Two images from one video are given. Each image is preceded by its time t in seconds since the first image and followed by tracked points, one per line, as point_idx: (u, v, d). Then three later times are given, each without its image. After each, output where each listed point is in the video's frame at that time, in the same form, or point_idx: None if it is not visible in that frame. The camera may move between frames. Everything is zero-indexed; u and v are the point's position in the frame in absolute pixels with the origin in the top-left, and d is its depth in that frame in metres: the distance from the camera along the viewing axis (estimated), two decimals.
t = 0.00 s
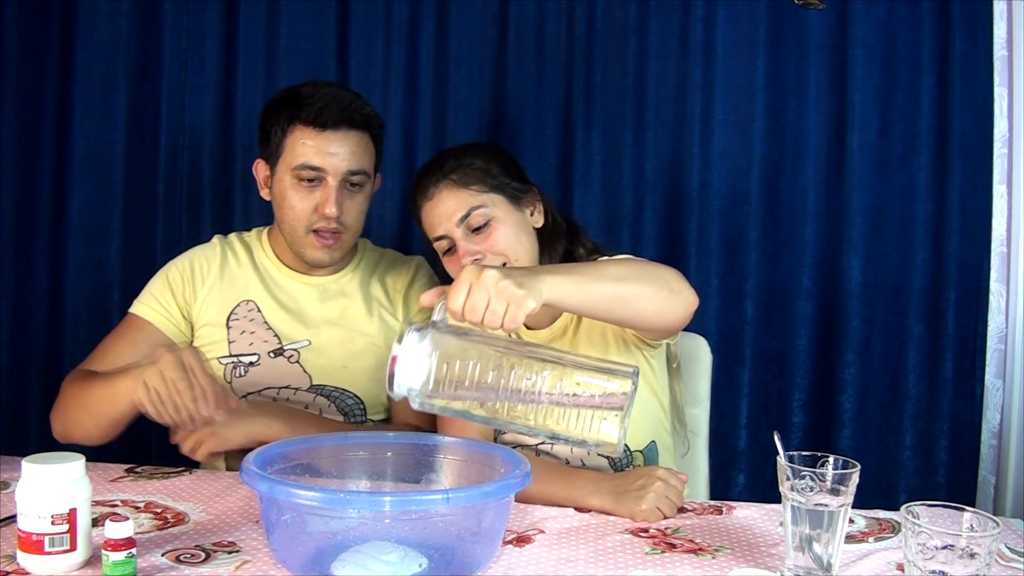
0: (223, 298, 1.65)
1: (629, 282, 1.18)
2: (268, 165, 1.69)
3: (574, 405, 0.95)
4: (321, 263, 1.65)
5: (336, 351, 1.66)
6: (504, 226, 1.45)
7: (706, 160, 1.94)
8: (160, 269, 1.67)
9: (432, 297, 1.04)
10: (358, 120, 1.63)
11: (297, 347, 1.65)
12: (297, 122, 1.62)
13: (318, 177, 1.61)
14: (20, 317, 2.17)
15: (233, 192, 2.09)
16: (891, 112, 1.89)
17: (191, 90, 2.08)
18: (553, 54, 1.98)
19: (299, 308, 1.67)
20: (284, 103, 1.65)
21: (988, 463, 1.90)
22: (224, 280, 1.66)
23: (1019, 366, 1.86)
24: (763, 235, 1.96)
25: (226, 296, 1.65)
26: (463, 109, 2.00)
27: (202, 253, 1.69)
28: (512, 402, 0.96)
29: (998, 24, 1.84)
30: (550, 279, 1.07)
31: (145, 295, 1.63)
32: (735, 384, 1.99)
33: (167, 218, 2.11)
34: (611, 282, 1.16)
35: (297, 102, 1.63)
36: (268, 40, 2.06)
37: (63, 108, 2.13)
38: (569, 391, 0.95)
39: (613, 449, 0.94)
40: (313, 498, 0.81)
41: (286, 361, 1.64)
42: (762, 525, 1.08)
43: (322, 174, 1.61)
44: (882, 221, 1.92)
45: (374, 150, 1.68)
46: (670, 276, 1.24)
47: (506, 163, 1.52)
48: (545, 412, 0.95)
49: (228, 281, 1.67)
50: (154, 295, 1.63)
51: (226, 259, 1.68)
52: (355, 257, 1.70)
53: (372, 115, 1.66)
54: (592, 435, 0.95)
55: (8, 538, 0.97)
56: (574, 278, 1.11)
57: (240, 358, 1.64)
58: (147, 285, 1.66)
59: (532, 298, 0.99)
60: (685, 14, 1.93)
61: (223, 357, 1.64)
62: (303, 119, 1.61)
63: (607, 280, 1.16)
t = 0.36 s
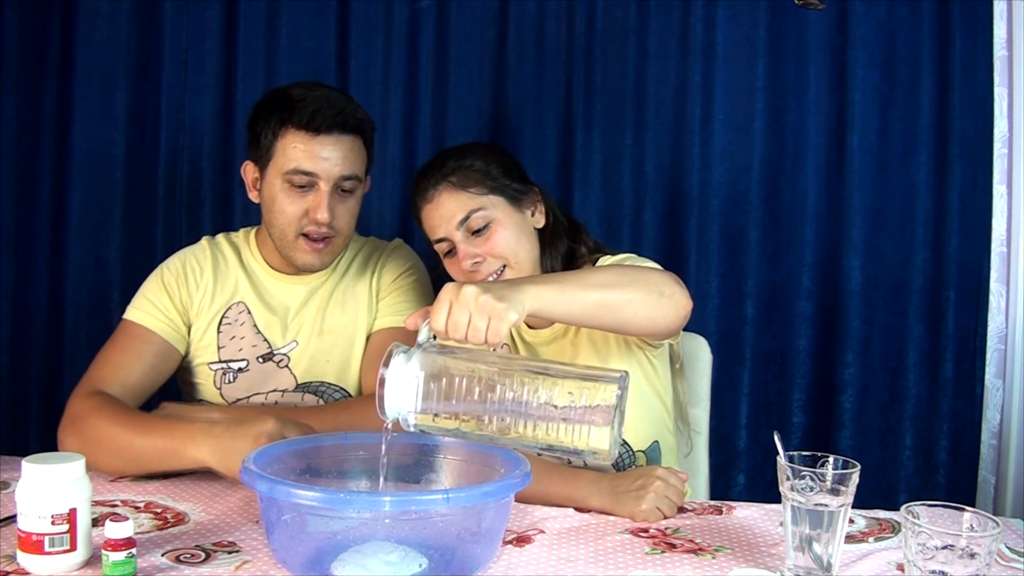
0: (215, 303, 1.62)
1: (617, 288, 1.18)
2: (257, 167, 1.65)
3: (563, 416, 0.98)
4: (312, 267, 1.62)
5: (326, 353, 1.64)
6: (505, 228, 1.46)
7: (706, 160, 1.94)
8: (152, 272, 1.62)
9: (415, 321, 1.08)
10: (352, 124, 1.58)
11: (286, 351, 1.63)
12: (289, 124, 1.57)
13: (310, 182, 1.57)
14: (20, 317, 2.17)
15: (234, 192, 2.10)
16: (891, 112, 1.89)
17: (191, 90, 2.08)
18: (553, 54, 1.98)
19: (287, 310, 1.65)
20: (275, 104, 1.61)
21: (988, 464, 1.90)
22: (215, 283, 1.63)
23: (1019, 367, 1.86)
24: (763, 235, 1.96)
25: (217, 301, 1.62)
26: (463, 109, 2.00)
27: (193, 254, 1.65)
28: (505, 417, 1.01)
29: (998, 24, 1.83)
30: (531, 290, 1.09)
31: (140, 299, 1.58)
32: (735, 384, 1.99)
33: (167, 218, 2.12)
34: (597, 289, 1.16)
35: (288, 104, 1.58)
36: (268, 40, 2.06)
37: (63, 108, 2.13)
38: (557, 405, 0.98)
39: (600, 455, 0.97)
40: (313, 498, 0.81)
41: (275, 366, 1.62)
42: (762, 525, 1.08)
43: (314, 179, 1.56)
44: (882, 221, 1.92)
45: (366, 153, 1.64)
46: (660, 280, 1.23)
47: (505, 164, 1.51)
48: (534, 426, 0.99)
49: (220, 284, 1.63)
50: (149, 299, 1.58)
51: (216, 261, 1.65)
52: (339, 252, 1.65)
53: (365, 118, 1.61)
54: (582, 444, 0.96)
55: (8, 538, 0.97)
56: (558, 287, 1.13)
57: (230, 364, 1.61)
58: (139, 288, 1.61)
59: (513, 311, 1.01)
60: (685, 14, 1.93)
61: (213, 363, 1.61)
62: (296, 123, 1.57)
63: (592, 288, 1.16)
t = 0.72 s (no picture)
0: (210, 315, 1.58)
1: (616, 293, 1.18)
2: (253, 176, 1.60)
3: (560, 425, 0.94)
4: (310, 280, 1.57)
5: (323, 366, 1.60)
6: (504, 230, 1.46)
7: (705, 160, 1.94)
8: (144, 281, 1.58)
9: (414, 328, 1.09)
10: (352, 133, 1.53)
11: (283, 364, 1.59)
12: (286, 134, 1.51)
13: (309, 194, 1.51)
14: (20, 317, 2.17)
15: (233, 193, 2.10)
16: (891, 112, 1.89)
17: (191, 91, 2.08)
18: (553, 54, 1.98)
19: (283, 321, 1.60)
20: (272, 111, 1.55)
21: (988, 463, 1.89)
22: (210, 294, 1.59)
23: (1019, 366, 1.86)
24: (763, 235, 1.96)
25: (212, 312, 1.58)
26: (463, 110, 2.00)
27: (187, 262, 1.60)
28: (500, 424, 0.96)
29: (998, 24, 1.83)
30: (530, 297, 1.09)
31: (131, 310, 1.54)
32: (735, 384, 1.99)
33: (167, 218, 2.12)
34: (597, 294, 1.17)
35: (286, 113, 1.53)
36: (268, 40, 2.06)
37: (63, 108, 2.13)
38: (554, 413, 0.94)
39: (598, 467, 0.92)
40: (313, 498, 0.81)
41: (273, 380, 1.59)
42: (762, 525, 1.08)
43: (313, 191, 1.51)
44: (882, 221, 1.92)
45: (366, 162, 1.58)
46: (660, 282, 1.23)
47: (505, 166, 1.51)
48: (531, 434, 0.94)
49: (216, 295, 1.59)
50: (142, 311, 1.54)
51: (212, 270, 1.61)
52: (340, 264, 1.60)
53: (365, 126, 1.56)
54: (581, 451, 0.92)
55: (8, 538, 0.97)
56: (556, 293, 1.13)
57: (226, 379, 1.58)
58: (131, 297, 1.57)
59: (511, 320, 1.01)
60: (685, 14, 1.93)
61: (210, 378, 1.58)
62: (293, 133, 1.51)
63: (592, 293, 1.16)
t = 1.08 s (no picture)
0: (213, 319, 1.58)
1: (623, 296, 1.18)
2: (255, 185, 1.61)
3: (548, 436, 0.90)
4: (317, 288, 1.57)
5: (327, 368, 1.60)
6: (504, 230, 1.46)
7: (705, 160, 1.94)
8: (144, 283, 1.57)
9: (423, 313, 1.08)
10: (356, 139, 1.52)
11: (289, 369, 1.59)
12: (289, 141, 1.51)
13: (313, 203, 1.51)
14: (20, 317, 2.17)
15: (233, 193, 2.10)
16: (891, 112, 1.89)
17: (191, 91, 2.08)
18: (553, 55, 1.98)
19: (288, 325, 1.60)
20: (274, 117, 1.55)
21: (987, 463, 1.89)
22: (212, 297, 1.58)
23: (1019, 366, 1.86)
24: (763, 235, 1.96)
25: (215, 316, 1.58)
26: (463, 110, 2.00)
27: (189, 266, 1.60)
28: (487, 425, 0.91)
29: (998, 24, 1.83)
30: (541, 299, 1.08)
31: (131, 313, 1.53)
32: (735, 384, 1.99)
33: (167, 218, 2.12)
34: (605, 296, 1.16)
35: (287, 119, 1.52)
36: (268, 40, 2.06)
37: (63, 109, 2.13)
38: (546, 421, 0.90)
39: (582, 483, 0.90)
40: (313, 498, 0.81)
41: (278, 385, 1.59)
42: (762, 525, 1.08)
43: (318, 199, 1.50)
44: (882, 221, 1.92)
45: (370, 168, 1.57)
46: (668, 285, 1.23)
47: (505, 166, 1.51)
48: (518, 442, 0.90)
49: (218, 298, 1.59)
50: (142, 314, 1.53)
51: (215, 273, 1.60)
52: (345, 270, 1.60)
53: (369, 131, 1.56)
54: (565, 464, 0.90)
55: (8, 538, 0.97)
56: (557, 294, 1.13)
57: (230, 385, 1.58)
58: (131, 299, 1.56)
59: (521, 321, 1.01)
60: (685, 14, 1.93)
61: (214, 382, 1.58)
62: (295, 141, 1.50)
63: (600, 295, 1.16)
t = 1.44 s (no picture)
0: (214, 320, 1.58)
1: (633, 294, 1.18)
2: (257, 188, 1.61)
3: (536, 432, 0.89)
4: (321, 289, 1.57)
5: (328, 368, 1.60)
6: (507, 229, 1.46)
7: (706, 160, 1.94)
8: (145, 283, 1.57)
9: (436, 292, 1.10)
10: (357, 139, 1.52)
11: (290, 369, 1.59)
12: (290, 142, 1.51)
13: (315, 204, 1.51)
14: (20, 317, 2.17)
15: (234, 193, 2.10)
16: (891, 112, 1.89)
17: (191, 91, 2.08)
18: (553, 55, 1.98)
19: (289, 325, 1.60)
20: (275, 118, 1.55)
21: (987, 463, 1.89)
22: (214, 298, 1.58)
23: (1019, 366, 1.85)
24: (763, 235, 1.96)
25: (216, 317, 1.58)
26: (463, 110, 2.00)
27: (190, 266, 1.59)
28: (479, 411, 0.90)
29: (998, 24, 1.83)
30: (551, 294, 1.08)
31: (131, 313, 1.53)
32: (735, 384, 1.99)
33: (167, 218, 2.12)
34: (614, 294, 1.17)
35: (288, 120, 1.52)
36: (268, 40, 2.06)
37: (64, 109, 2.13)
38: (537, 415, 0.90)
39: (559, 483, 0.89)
40: (313, 498, 0.81)
41: (280, 386, 1.59)
42: (762, 525, 1.08)
43: (319, 201, 1.50)
44: (882, 221, 1.92)
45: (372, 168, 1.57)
46: (677, 286, 1.23)
47: (507, 165, 1.51)
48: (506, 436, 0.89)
49: (219, 299, 1.59)
50: (142, 314, 1.53)
51: (216, 273, 1.60)
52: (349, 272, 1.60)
53: (369, 131, 1.56)
54: (550, 461, 0.89)
55: (8, 538, 0.97)
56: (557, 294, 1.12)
57: (231, 386, 1.59)
58: (132, 299, 1.56)
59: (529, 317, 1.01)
60: (685, 14, 1.93)
61: (215, 383, 1.58)
62: (297, 142, 1.50)
63: (610, 292, 1.16)
